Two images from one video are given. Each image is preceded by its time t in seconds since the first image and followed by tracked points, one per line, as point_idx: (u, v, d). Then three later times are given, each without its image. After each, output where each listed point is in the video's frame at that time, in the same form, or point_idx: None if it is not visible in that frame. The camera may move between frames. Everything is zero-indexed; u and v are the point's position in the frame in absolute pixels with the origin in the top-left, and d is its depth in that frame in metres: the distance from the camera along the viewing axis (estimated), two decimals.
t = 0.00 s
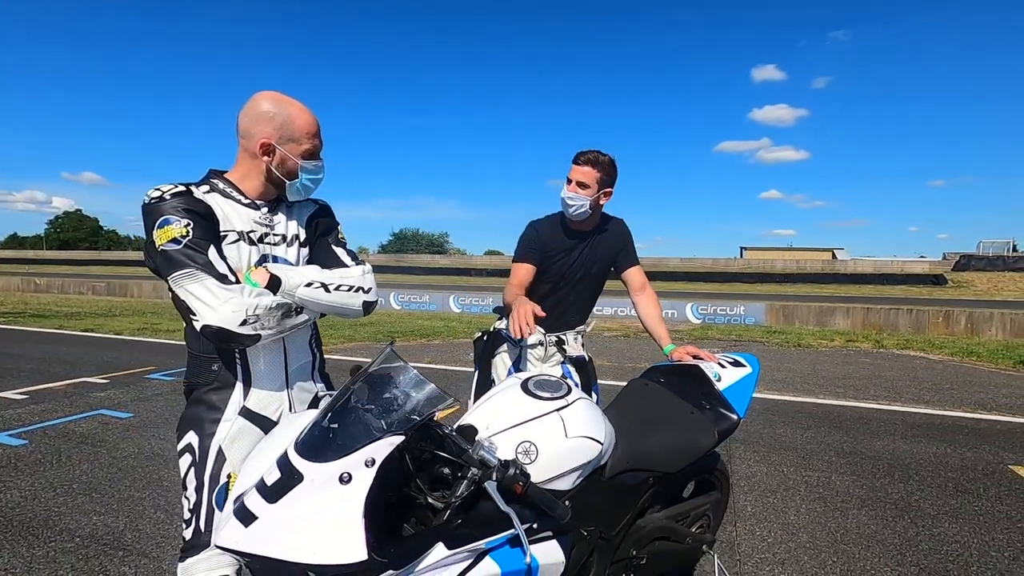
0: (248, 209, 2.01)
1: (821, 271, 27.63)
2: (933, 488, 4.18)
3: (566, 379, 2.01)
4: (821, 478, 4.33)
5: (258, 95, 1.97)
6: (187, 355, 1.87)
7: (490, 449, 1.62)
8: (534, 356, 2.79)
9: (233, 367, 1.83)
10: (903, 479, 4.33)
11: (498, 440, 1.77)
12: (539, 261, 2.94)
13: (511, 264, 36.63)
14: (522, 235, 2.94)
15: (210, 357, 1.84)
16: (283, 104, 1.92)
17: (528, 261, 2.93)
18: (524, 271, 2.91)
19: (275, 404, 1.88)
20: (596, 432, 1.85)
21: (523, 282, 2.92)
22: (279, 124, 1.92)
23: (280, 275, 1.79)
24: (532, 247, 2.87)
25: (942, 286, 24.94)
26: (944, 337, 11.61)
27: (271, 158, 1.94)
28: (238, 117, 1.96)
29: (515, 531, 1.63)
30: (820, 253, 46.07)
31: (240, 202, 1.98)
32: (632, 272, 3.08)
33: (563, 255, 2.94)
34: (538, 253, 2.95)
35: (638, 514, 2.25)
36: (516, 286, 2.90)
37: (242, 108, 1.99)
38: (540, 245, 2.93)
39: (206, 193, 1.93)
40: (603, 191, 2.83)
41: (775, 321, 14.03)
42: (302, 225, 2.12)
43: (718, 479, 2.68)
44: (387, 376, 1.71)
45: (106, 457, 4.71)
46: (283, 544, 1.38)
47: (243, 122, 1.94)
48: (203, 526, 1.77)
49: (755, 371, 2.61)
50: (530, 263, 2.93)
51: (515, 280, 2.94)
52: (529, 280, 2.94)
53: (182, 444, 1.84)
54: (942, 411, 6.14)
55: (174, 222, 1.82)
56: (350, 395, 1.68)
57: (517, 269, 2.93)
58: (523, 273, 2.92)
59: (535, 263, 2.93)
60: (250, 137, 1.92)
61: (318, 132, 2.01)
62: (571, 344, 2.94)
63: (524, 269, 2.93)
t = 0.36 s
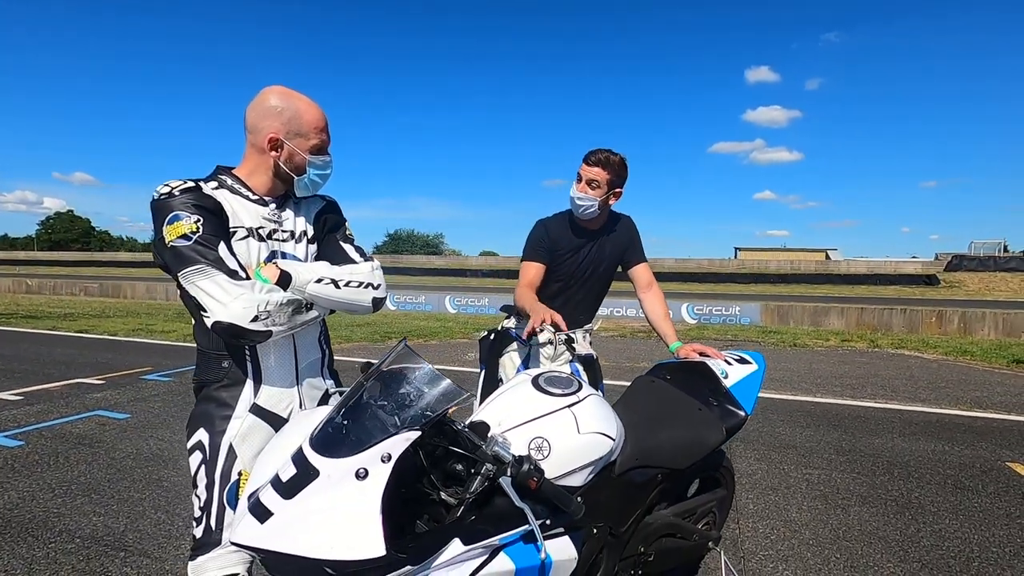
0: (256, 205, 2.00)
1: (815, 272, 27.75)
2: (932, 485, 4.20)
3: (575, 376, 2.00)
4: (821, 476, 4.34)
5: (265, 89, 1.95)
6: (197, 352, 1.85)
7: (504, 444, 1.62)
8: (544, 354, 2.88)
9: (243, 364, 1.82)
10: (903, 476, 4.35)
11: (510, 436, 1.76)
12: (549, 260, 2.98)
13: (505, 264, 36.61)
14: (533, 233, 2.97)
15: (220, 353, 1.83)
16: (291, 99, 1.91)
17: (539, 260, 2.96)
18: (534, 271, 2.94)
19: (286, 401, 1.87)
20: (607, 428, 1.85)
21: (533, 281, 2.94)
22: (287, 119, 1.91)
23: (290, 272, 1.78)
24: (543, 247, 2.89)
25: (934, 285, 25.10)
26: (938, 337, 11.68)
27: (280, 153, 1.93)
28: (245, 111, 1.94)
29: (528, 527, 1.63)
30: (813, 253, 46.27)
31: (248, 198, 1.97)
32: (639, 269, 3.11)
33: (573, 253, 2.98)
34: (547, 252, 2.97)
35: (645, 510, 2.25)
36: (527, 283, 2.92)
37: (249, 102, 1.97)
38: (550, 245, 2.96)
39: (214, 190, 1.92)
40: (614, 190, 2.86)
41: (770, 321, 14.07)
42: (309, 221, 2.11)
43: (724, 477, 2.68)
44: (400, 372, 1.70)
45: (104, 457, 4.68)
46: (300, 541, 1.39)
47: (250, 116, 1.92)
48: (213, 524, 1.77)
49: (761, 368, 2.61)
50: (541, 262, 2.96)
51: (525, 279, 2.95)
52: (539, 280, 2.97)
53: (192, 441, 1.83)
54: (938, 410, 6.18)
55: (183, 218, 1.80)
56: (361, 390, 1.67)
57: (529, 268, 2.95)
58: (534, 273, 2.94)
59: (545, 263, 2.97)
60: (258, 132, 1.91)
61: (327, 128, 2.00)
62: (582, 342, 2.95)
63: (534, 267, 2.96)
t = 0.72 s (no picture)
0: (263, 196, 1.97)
1: (816, 274, 27.69)
2: (938, 490, 4.17)
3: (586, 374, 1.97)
4: (826, 478, 4.31)
5: (273, 78, 1.92)
6: (202, 346, 1.82)
7: (514, 443, 1.58)
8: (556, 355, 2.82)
9: (249, 357, 1.79)
10: (908, 480, 4.32)
11: (520, 434, 1.73)
12: (561, 258, 2.96)
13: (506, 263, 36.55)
14: (543, 231, 2.95)
15: (225, 347, 1.80)
16: (299, 88, 1.88)
17: (551, 258, 2.94)
18: (546, 270, 2.92)
19: (292, 396, 1.84)
20: (618, 427, 1.82)
21: (545, 279, 2.93)
22: (295, 108, 1.88)
23: (298, 265, 1.74)
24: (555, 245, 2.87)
25: (936, 289, 25.05)
26: (940, 340, 11.63)
27: (287, 143, 1.90)
28: (252, 101, 1.91)
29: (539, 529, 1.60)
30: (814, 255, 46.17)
31: (255, 189, 1.93)
32: (649, 267, 3.10)
33: (585, 250, 2.96)
34: (559, 249, 2.95)
35: (654, 511, 2.22)
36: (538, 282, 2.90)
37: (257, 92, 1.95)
38: (561, 243, 2.94)
39: (221, 180, 1.89)
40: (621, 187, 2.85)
41: (772, 323, 14.04)
42: (317, 213, 2.08)
43: (732, 478, 2.65)
44: (409, 368, 1.67)
45: (105, 451, 4.65)
46: (307, 539, 1.36)
47: (257, 106, 1.90)
48: (217, 520, 1.74)
49: (772, 368, 2.58)
50: (552, 259, 2.94)
51: (539, 278, 2.93)
52: (551, 278, 2.94)
53: (196, 435, 1.80)
54: (943, 413, 6.14)
55: (190, 208, 1.77)
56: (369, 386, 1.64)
57: (540, 267, 2.93)
58: (546, 270, 2.92)
59: (556, 261, 2.95)
60: (266, 121, 1.88)
61: (336, 119, 1.97)
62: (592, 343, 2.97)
63: (546, 266, 2.93)
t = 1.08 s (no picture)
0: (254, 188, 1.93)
1: (811, 273, 27.75)
2: (935, 486, 4.15)
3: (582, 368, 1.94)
4: (823, 475, 4.29)
5: (263, 67, 1.89)
6: (191, 341, 1.79)
7: (509, 438, 1.55)
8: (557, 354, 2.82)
9: (239, 352, 1.75)
10: (905, 476, 4.31)
11: (516, 429, 1.70)
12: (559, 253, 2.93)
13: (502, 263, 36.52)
14: (541, 227, 2.93)
15: (215, 342, 1.76)
16: (289, 77, 1.85)
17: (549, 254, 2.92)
18: (545, 266, 2.89)
19: (284, 392, 1.80)
20: (615, 421, 1.79)
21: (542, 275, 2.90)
22: (285, 98, 1.84)
23: (289, 258, 1.71)
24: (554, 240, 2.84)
25: (930, 288, 25.13)
26: (934, 338, 11.66)
27: (277, 134, 1.86)
28: (242, 91, 1.88)
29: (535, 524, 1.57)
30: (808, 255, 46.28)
31: (245, 181, 1.90)
32: (648, 262, 3.09)
33: (583, 245, 2.93)
34: (557, 244, 2.92)
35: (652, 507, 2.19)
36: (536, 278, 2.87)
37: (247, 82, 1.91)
38: (560, 238, 2.91)
39: (210, 171, 1.85)
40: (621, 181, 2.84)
41: (767, 322, 14.04)
42: (308, 207, 2.04)
43: (730, 475, 2.62)
44: (402, 362, 1.64)
45: (97, 452, 4.60)
46: (298, 536, 1.32)
47: (246, 96, 1.86)
48: (206, 519, 1.71)
49: (769, 363, 2.57)
50: (550, 255, 2.91)
51: (535, 274, 2.90)
52: (549, 275, 2.91)
53: (185, 433, 1.76)
54: (938, 410, 6.14)
55: (177, 199, 1.74)
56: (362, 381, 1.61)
57: (539, 263, 2.90)
58: (544, 267, 2.89)
59: (554, 257, 2.92)
60: (255, 111, 1.85)
61: (327, 108, 1.93)
62: (594, 341, 2.92)
63: (545, 262, 2.91)
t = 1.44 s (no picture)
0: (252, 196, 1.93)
1: (808, 279, 27.80)
2: (935, 492, 4.14)
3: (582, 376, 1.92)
4: (823, 482, 4.28)
5: (261, 74, 1.88)
6: (188, 349, 1.77)
7: (510, 446, 1.53)
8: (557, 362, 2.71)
9: (237, 359, 1.74)
10: (905, 483, 4.30)
11: (515, 437, 1.69)
12: (560, 262, 2.92)
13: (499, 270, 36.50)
14: (542, 235, 2.91)
15: (212, 350, 1.74)
16: (288, 84, 1.84)
17: (550, 263, 2.90)
18: (546, 275, 2.87)
19: (281, 401, 1.79)
20: (616, 429, 1.78)
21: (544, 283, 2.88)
22: (283, 105, 1.84)
23: (287, 265, 1.70)
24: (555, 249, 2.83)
25: (926, 294, 25.17)
26: (932, 344, 11.65)
27: (276, 140, 1.86)
28: (241, 97, 1.87)
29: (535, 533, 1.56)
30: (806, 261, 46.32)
31: (243, 188, 1.89)
32: (647, 268, 3.09)
33: (585, 253, 2.92)
34: (558, 253, 2.91)
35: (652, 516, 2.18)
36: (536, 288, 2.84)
37: (245, 89, 1.91)
38: (561, 247, 2.90)
39: (208, 178, 1.85)
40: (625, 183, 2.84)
41: (765, 328, 14.04)
42: (307, 214, 2.04)
43: (732, 482, 2.60)
44: (400, 370, 1.62)
45: (91, 461, 4.56)
46: (295, 548, 1.31)
47: (245, 103, 1.86)
48: (203, 530, 1.69)
49: (769, 370, 2.56)
50: (551, 265, 2.90)
51: (535, 283, 2.87)
52: (548, 284, 2.89)
53: (181, 442, 1.74)
54: (937, 416, 6.13)
55: (174, 207, 1.73)
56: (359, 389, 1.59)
57: (539, 272, 2.88)
58: (543, 276, 2.87)
59: (555, 266, 2.91)
60: (253, 118, 1.84)
61: (325, 115, 1.92)
62: (594, 348, 2.90)
63: (545, 271, 2.89)
